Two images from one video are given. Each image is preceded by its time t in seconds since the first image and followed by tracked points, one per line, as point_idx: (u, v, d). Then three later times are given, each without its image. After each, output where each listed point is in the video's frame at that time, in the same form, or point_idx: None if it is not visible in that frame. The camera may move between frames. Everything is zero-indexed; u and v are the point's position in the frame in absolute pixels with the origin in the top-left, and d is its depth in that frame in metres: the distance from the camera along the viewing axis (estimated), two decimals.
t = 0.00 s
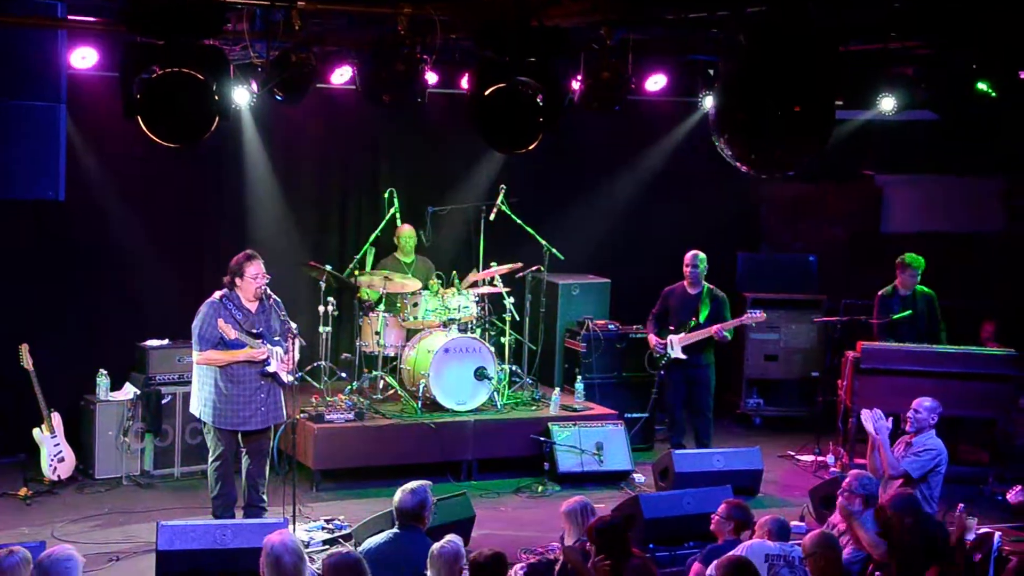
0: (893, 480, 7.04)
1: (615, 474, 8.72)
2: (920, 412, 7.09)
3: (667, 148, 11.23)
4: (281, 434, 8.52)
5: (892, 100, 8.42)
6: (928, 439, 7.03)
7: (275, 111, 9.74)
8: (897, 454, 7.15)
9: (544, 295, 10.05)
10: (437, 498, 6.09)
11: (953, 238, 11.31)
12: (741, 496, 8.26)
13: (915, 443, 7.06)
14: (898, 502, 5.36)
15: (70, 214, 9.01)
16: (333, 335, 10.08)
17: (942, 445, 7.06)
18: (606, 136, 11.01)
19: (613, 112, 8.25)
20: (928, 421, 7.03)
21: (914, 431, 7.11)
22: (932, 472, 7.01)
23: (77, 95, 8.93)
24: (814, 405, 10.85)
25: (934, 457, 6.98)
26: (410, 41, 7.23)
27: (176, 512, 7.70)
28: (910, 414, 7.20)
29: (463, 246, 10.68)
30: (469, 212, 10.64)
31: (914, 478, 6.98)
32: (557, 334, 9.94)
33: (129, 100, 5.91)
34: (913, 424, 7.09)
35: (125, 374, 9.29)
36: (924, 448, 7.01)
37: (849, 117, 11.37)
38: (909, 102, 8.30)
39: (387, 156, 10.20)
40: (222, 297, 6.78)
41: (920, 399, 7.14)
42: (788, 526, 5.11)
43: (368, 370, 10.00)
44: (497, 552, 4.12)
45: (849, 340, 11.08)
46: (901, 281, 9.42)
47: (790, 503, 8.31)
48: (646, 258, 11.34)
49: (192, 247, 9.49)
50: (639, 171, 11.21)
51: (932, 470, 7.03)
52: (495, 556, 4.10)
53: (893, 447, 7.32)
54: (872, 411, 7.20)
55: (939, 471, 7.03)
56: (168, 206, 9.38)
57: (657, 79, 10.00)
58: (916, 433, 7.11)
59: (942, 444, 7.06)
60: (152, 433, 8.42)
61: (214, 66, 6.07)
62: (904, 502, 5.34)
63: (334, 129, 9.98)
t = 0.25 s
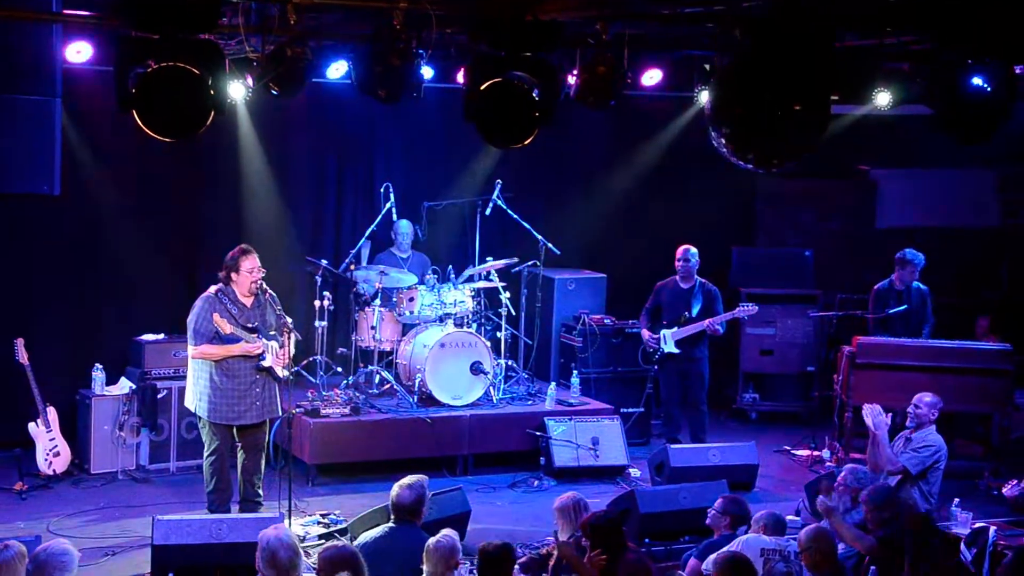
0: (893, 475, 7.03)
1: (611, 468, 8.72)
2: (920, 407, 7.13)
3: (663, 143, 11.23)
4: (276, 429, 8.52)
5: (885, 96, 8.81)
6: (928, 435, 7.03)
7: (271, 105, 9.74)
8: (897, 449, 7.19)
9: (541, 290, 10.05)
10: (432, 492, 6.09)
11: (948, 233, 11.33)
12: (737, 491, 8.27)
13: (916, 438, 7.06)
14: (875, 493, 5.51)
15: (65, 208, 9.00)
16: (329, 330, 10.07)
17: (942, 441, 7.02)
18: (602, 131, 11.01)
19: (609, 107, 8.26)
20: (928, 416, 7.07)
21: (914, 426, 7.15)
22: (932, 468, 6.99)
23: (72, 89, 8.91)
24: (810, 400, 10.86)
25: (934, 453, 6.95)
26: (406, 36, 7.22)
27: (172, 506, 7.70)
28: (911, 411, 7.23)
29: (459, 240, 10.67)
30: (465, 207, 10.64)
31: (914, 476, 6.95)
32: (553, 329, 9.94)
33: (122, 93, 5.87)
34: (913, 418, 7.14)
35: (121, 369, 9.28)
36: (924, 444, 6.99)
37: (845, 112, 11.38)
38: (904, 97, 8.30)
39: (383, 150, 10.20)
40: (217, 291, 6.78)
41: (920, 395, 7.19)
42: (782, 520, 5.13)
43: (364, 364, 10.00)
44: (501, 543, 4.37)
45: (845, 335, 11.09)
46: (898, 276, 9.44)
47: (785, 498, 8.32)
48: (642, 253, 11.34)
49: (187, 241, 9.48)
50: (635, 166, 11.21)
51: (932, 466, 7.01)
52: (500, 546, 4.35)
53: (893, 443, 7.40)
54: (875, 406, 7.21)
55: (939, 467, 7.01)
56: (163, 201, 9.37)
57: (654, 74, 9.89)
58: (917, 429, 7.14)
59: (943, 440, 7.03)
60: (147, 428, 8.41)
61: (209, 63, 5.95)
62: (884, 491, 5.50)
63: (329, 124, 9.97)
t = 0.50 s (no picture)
0: (893, 472, 7.06)
1: (609, 464, 8.72)
2: (920, 404, 7.13)
3: (661, 139, 11.22)
4: (275, 424, 8.53)
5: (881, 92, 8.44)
6: (928, 432, 7.02)
7: (269, 100, 9.72)
8: (897, 445, 7.18)
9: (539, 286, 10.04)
10: (432, 488, 6.09)
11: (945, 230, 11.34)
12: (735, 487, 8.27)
13: (916, 434, 7.07)
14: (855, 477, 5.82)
15: (63, 203, 8.99)
16: (327, 325, 10.06)
17: (943, 438, 7.00)
18: (600, 126, 11.00)
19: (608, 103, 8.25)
20: (928, 412, 7.07)
21: (914, 422, 7.16)
22: (932, 466, 6.99)
23: (70, 84, 8.90)
24: (807, 396, 10.87)
25: (934, 450, 6.93)
26: (404, 31, 7.21)
27: (170, 502, 7.69)
28: (910, 406, 7.22)
29: (457, 236, 10.67)
30: (464, 202, 10.63)
31: (913, 472, 6.98)
32: (551, 325, 9.94)
33: (121, 88, 5.85)
34: (913, 415, 7.13)
35: (118, 364, 9.27)
36: (924, 441, 6.99)
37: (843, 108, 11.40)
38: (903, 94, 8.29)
39: (382, 146, 10.18)
40: (216, 286, 6.77)
41: (921, 392, 7.19)
42: (781, 517, 5.14)
43: (362, 359, 10.01)
44: (510, 537, 4.51)
45: (843, 331, 11.10)
46: (899, 274, 9.42)
47: (783, 494, 8.32)
48: (640, 249, 11.34)
49: (185, 236, 9.47)
50: (633, 161, 11.20)
51: (932, 463, 6.99)
52: (510, 540, 4.48)
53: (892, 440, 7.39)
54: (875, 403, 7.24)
55: (939, 465, 7.00)
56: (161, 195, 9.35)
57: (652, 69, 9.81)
58: (917, 425, 7.14)
59: (942, 436, 7.01)
60: (145, 423, 8.40)
61: (208, 58, 5.91)
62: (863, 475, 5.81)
63: (328, 119, 9.96)
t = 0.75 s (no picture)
0: (892, 467, 7.07)
1: (609, 461, 8.73)
2: (920, 399, 7.12)
3: (661, 135, 11.22)
4: (275, 421, 8.54)
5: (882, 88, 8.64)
6: (927, 428, 7.03)
7: (269, 97, 9.71)
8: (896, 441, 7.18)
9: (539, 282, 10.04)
10: (432, 484, 6.09)
11: (945, 226, 11.35)
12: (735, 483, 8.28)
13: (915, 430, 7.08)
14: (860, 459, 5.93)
15: (63, 200, 9.00)
16: (327, 322, 10.07)
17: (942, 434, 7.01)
18: (599, 123, 11.00)
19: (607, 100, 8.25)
20: (928, 408, 7.06)
21: (914, 418, 7.15)
22: (931, 462, 7.00)
23: (70, 81, 8.90)
24: (807, 392, 10.88)
25: (932, 447, 6.95)
26: (404, 28, 7.21)
27: (170, 498, 7.70)
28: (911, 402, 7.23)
29: (456, 233, 10.66)
30: (464, 199, 10.62)
31: (911, 468, 6.99)
32: (551, 321, 9.93)
33: (122, 86, 5.87)
34: (913, 411, 7.12)
35: (118, 361, 9.28)
36: (922, 437, 6.99)
37: (843, 104, 11.42)
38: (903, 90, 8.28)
39: (382, 142, 10.18)
40: (216, 283, 6.76)
41: (920, 388, 7.18)
42: (781, 513, 5.14)
43: (362, 356, 10.02)
44: (521, 532, 4.51)
45: (843, 327, 11.11)
46: (904, 274, 9.45)
47: (783, 490, 8.33)
48: (641, 245, 11.34)
49: (185, 234, 9.46)
50: (633, 158, 11.20)
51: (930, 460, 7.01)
52: (520, 534, 4.48)
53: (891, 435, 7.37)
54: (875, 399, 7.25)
55: (938, 461, 7.01)
56: (161, 192, 9.35)
57: (650, 65, 9.90)
58: (916, 421, 7.13)
59: (942, 433, 7.02)
60: (145, 420, 8.42)
61: (207, 53, 5.85)
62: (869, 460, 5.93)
63: (328, 116, 9.95)
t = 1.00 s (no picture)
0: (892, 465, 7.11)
1: (609, 458, 8.73)
2: (920, 397, 7.11)
3: (661, 133, 11.22)
4: (276, 419, 8.54)
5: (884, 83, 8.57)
6: (927, 426, 7.04)
7: (270, 94, 9.71)
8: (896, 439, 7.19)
9: (539, 280, 10.04)
10: (433, 482, 6.10)
11: (945, 223, 11.35)
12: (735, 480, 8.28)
13: (915, 429, 7.08)
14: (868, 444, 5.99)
15: (63, 199, 9.00)
16: (328, 320, 10.06)
17: (941, 432, 7.04)
18: (599, 121, 10.99)
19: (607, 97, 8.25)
20: (928, 406, 7.05)
21: (914, 416, 7.14)
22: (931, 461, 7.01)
23: (70, 79, 8.90)
24: (807, 390, 10.88)
25: (931, 445, 6.96)
26: (404, 26, 7.21)
27: (171, 496, 7.70)
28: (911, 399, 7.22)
29: (457, 231, 10.66)
30: (465, 197, 10.62)
31: (910, 466, 6.99)
32: (552, 319, 9.92)
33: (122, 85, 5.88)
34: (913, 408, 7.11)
35: (119, 359, 9.28)
36: (922, 436, 7.01)
37: (844, 101, 11.41)
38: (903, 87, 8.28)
39: (382, 141, 10.19)
40: (217, 281, 6.77)
41: (921, 385, 7.18)
42: (782, 511, 5.13)
43: (362, 354, 10.03)
44: (523, 524, 4.52)
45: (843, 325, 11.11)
46: (903, 272, 9.45)
47: (783, 488, 8.33)
48: (641, 243, 11.34)
49: (185, 232, 9.47)
50: (633, 155, 11.19)
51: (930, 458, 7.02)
52: (523, 525, 4.49)
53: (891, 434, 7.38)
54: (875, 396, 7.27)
55: (938, 459, 7.01)
56: (161, 190, 9.35)
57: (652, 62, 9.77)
58: (916, 419, 7.13)
59: (942, 431, 7.04)
60: (146, 418, 8.42)
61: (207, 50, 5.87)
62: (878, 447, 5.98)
63: (328, 114, 9.95)
